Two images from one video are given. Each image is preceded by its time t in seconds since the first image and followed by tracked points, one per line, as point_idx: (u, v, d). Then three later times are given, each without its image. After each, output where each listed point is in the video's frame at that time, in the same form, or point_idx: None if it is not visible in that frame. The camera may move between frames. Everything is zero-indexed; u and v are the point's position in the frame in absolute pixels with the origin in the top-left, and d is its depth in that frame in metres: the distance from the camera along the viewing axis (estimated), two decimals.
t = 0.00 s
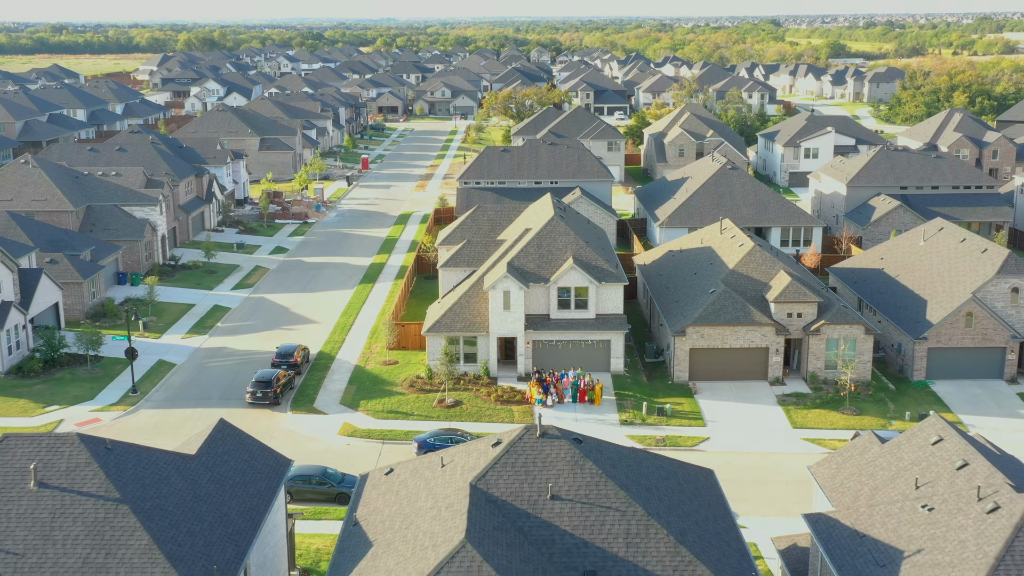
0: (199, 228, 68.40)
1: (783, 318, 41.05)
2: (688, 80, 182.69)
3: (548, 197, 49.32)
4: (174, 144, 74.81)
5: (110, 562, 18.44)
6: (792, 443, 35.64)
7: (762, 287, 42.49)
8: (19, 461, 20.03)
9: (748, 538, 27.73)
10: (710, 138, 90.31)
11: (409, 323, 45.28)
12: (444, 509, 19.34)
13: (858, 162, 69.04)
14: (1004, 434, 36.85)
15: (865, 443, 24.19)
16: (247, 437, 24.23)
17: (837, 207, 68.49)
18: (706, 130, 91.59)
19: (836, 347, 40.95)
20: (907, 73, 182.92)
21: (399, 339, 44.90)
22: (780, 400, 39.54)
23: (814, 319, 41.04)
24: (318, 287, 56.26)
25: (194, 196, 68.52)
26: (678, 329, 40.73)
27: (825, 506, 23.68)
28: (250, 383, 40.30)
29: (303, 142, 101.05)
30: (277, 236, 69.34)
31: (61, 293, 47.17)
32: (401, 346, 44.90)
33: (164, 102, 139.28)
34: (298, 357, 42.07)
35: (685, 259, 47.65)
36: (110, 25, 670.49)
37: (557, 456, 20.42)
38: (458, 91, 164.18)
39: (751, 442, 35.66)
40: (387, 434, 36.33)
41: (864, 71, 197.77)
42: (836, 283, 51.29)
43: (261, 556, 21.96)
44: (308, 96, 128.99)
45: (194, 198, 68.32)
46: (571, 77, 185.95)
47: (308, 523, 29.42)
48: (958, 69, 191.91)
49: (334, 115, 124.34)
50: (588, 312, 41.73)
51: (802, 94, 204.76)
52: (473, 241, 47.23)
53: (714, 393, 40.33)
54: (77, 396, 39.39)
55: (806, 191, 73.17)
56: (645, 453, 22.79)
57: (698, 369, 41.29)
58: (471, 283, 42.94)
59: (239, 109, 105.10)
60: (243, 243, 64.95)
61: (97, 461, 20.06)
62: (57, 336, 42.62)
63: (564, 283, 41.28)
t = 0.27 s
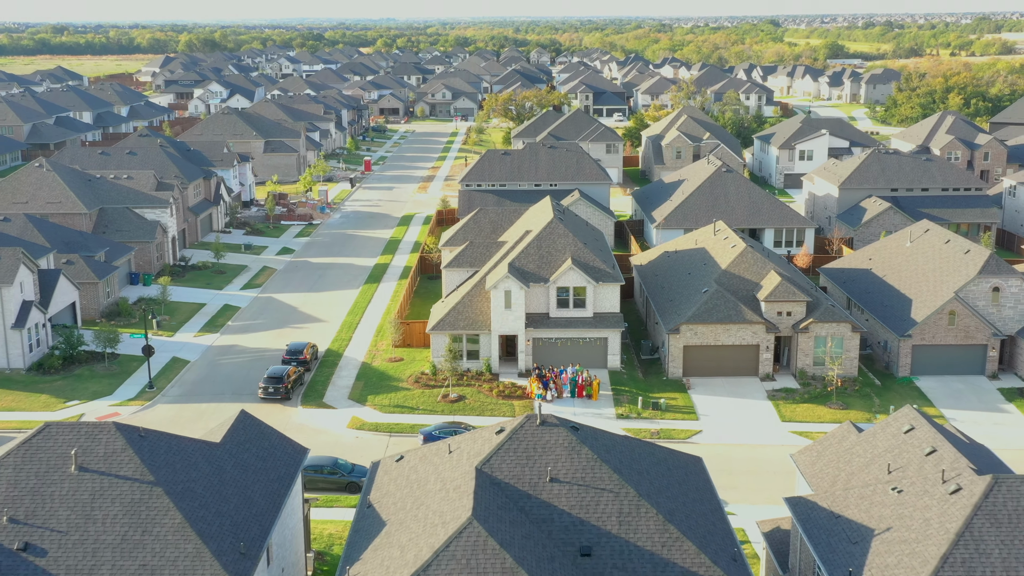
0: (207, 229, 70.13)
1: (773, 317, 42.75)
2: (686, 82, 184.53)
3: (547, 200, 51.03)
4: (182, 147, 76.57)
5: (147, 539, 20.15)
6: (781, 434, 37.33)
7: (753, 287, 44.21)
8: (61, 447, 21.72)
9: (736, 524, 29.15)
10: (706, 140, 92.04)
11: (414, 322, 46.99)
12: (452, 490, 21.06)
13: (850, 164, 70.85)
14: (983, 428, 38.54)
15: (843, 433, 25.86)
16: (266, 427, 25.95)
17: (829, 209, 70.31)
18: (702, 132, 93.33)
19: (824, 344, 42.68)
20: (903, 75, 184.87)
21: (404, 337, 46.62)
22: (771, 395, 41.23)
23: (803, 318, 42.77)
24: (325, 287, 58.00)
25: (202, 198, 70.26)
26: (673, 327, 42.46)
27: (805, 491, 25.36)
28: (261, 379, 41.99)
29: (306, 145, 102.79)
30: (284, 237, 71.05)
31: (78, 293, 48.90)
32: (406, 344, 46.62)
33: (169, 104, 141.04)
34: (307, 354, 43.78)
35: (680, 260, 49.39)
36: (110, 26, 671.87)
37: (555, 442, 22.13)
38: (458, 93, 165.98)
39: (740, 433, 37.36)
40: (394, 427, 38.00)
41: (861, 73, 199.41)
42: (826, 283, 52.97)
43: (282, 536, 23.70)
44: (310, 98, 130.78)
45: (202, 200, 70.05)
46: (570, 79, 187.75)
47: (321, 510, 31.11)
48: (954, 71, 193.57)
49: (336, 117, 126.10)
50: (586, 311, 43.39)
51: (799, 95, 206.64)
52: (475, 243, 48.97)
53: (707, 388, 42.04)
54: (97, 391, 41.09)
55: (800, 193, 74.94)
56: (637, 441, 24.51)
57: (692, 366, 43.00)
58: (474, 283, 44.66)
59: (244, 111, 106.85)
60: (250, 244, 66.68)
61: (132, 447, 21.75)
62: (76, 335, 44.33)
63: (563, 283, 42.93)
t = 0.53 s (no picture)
0: (215, 231, 71.87)
1: (764, 316, 44.50)
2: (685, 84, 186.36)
3: (547, 204, 52.79)
4: (190, 151, 78.33)
5: (178, 521, 21.88)
6: (770, 428, 39.10)
7: (745, 287, 45.96)
8: (96, 437, 23.41)
9: (724, 512, 30.73)
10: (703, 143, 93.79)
11: (418, 322, 48.75)
12: (459, 476, 22.81)
13: (842, 168, 72.64)
14: (964, 423, 40.29)
15: (823, 425, 27.58)
16: (283, 420, 27.69)
17: (822, 212, 72.13)
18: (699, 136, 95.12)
19: (812, 342, 44.46)
20: (899, 77, 186.80)
21: (409, 336, 48.39)
22: (761, 391, 42.97)
23: (792, 317, 44.54)
24: (331, 288, 59.73)
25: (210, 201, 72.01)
26: (667, 326, 44.22)
27: (787, 479, 27.09)
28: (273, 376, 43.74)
29: (310, 147, 104.54)
30: (289, 239, 72.81)
31: (94, 293, 50.63)
32: (411, 343, 48.38)
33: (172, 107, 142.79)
34: (316, 352, 45.52)
35: (675, 261, 51.15)
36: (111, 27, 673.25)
37: (554, 432, 23.87)
38: (458, 95, 167.75)
39: (731, 427, 39.11)
40: (400, 422, 39.73)
41: (858, 75, 201.24)
42: (817, 284, 54.74)
43: (300, 520, 25.45)
44: (313, 101, 132.55)
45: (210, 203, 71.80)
46: (570, 80, 189.54)
47: (332, 500, 32.84)
48: (949, 73, 195.39)
49: (339, 120, 127.89)
50: (584, 311, 45.13)
51: (797, 96, 208.49)
52: (477, 245, 50.74)
53: (700, 385, 43.77)
54: (114, 388, 42.81)
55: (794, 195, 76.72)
56: (630, 432, 26.24)
57: (686, 364, 44.74)
58: (476, 284, 46.42)
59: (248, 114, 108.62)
60: (257, 246, 68.42)
61: (163, 437, 23.48)
62: (93, 334, 46.05)
63: (562, 284, 44.65)
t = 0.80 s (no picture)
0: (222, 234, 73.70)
1: (755, 317, 46.26)
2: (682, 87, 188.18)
3: (546, 209, 54.62)
4: (197, 156, 80.18)
5: (205, 509, 23.68)
6: (760, 424, 40.87)
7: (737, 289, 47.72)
8: (128, 431, 25.21)
9: (714, 504, 32.42)
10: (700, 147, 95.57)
11: (422, 323, 50.55)
12: (465, 467, 24.58)
13: (835, 172, 74.45)
14: (946, 420, 42.05)
15: (806, 420, 29.36)
16: (298, 416, 29.48)
17: (815, 216, 73.98)
18: (696, 140, 96.91)
19: (802, 343, 46.24)
20: (895, 79, 188.67)
21: (413, 337, 50.19)
22: (752, 389, 44.71)
23: (782, 318, 46.30)
24: (337, 290, 61.53)
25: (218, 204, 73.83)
26: (662, 327, 46.00)
27: (772, 471, 28.86)
28: (283, 376, 45.52)
29: (313, 151, 106.33)
30: (295, 242, 74.61)
31: (109, 295, 52.44)
32: (415, 343, 50.17)
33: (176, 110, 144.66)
34: (324, 352, 47.31)
35: (670, 264, 52.95)
36: (111, 28, 674.58)
37: (552, 426, 25.66)
38: (459, 98, 169.52)
39: (723, 423, 40.90)
40: (406, 418, 41.51)
41: (855, 77, 203.07)
42: (808, 286, 56.54)
43: (315, 509, 27.22)
44: (315, 104, 134.39)
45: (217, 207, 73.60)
46: (569, 83, 191.40)
47: (343, 492, 34.60)
48: (945, 76, 197.18)
49: (341, 123, 129.69)
50: (582, 312, 46.95)
51: (794, 98, 210.31)
52: (479, 249, 52.58)
53: (694, 383, 45.55)
54: (131, 387, 44.60)
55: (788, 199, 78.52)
56: (624, 427, 28.02)
57: (680, 363, 46.52)
58: (478, 286, 48.23)
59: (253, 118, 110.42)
60: (264, 249, 70.22)
61: (189, 432, 25.25)
62: (110, 335, 47.85)
63: (561, 286, 46.46)
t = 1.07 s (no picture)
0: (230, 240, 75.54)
1: (747, 322, 48.06)
2: (681, 92, 190.08)
3: (545, 217, 56.46)
4: (205, 163, 82.05)
5: (229, 501, 25.44)
6: (751, 424, 42.63)
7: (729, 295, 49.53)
8: (156, 430, 27.01)
9: (705, 500, 34.15)
10: (696, 153, 97.41)
11: (427, 327, 52.35)
12: (470, 463, 26.37)
13: (827, 180, 76.31)
14: (929, 421, 43.82)
15: (791, 420, 31.13)
16: (313, 417, 31.27)
17: (808, 222, 75.85)
18: (692, 146, 98.73)
19: (792, 346, 48.05)
20: (892, 85, 190.51)
21: (418, 341, 52.00)
22: (744, 391, 46.52)
23: (773, 323, 48.09)
24: (342, 295, 63.33)
25: (226, 211, 75.66)
26: (657, 332, 47.82)
27: (759, 467, 30.62)
28: (293, 378, 47.29)
29: (317, 157, 108.21)
30: (301, 248, 76.44)
31: (123, 301, 54.26)
32: (419, 347, 51.98)
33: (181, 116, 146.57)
34: (332, 356, 49.06)
35: (666, 271, 54.76)
36: (112, 32, 676.77)
37: (552, 426, 27.44)
38: (459, 104, 171.37)
39: (716, 422, 42.67)
40: (412, 419, 43.26)
41: (851, 82, 205.12)
42: (800, 291, 58.32)
43: (330, 504, 29.00)
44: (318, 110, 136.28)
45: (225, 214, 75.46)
46: (569, 88, 193.28)
47: (353, 489, 36.38)
48: (941, 82, 199.24)
49: (344, 129, 131.58)
50: (580, 317, 48.78)
51: (792, 103, 212.14)
52: (480, 256, 54.40)
53: (688, 385, 47.37)
54: (147, 389, 46.39)
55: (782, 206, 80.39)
56: (619, 427, 29.82)
57: (675, 366, 48.34)
58: (480, 293, 50.05)
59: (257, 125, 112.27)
60: (271, 255, 72.05)
61: (213, 430, 27.05)
62: (126, 339, 49.66)
63: (560, 292, 48.31)
